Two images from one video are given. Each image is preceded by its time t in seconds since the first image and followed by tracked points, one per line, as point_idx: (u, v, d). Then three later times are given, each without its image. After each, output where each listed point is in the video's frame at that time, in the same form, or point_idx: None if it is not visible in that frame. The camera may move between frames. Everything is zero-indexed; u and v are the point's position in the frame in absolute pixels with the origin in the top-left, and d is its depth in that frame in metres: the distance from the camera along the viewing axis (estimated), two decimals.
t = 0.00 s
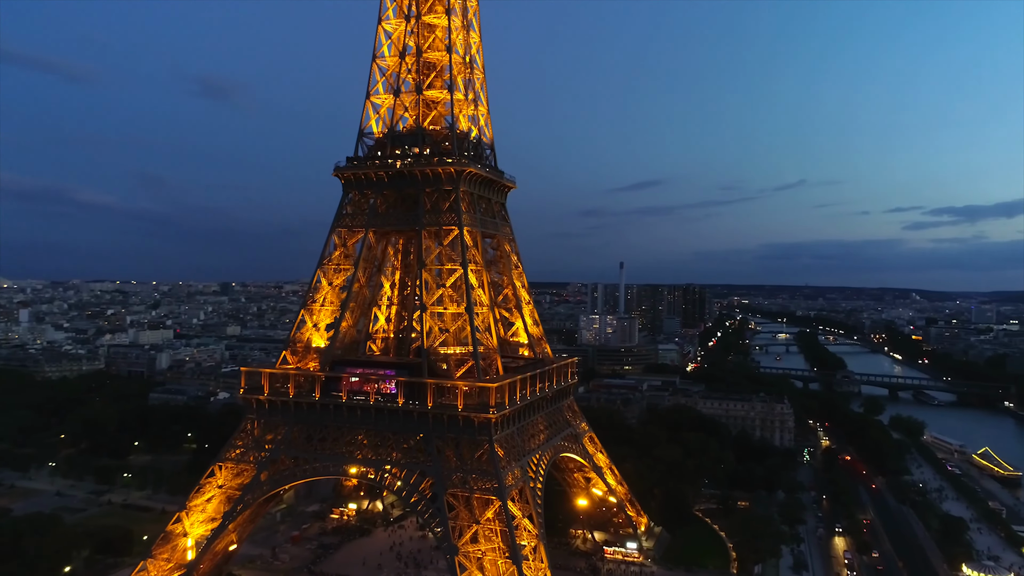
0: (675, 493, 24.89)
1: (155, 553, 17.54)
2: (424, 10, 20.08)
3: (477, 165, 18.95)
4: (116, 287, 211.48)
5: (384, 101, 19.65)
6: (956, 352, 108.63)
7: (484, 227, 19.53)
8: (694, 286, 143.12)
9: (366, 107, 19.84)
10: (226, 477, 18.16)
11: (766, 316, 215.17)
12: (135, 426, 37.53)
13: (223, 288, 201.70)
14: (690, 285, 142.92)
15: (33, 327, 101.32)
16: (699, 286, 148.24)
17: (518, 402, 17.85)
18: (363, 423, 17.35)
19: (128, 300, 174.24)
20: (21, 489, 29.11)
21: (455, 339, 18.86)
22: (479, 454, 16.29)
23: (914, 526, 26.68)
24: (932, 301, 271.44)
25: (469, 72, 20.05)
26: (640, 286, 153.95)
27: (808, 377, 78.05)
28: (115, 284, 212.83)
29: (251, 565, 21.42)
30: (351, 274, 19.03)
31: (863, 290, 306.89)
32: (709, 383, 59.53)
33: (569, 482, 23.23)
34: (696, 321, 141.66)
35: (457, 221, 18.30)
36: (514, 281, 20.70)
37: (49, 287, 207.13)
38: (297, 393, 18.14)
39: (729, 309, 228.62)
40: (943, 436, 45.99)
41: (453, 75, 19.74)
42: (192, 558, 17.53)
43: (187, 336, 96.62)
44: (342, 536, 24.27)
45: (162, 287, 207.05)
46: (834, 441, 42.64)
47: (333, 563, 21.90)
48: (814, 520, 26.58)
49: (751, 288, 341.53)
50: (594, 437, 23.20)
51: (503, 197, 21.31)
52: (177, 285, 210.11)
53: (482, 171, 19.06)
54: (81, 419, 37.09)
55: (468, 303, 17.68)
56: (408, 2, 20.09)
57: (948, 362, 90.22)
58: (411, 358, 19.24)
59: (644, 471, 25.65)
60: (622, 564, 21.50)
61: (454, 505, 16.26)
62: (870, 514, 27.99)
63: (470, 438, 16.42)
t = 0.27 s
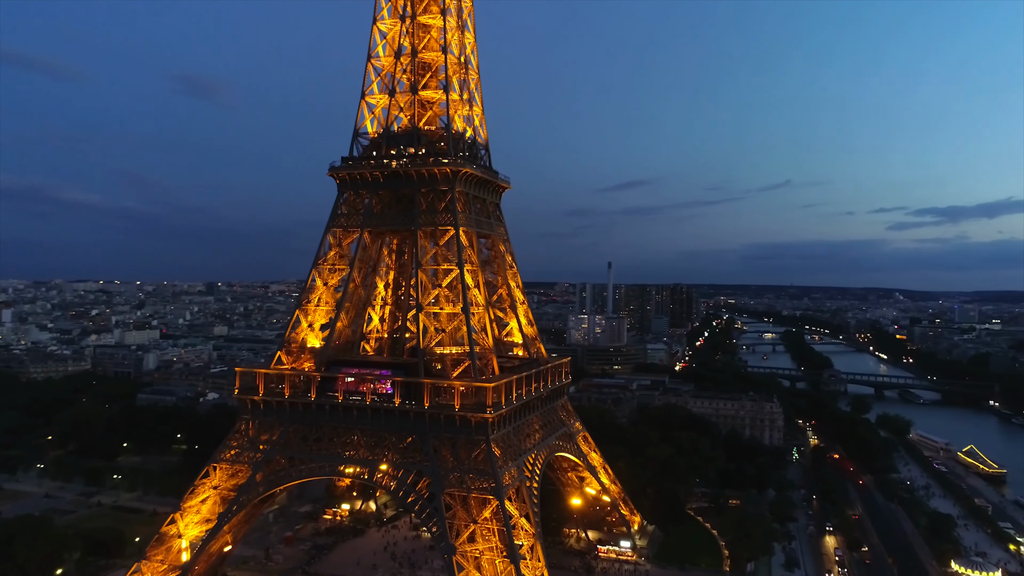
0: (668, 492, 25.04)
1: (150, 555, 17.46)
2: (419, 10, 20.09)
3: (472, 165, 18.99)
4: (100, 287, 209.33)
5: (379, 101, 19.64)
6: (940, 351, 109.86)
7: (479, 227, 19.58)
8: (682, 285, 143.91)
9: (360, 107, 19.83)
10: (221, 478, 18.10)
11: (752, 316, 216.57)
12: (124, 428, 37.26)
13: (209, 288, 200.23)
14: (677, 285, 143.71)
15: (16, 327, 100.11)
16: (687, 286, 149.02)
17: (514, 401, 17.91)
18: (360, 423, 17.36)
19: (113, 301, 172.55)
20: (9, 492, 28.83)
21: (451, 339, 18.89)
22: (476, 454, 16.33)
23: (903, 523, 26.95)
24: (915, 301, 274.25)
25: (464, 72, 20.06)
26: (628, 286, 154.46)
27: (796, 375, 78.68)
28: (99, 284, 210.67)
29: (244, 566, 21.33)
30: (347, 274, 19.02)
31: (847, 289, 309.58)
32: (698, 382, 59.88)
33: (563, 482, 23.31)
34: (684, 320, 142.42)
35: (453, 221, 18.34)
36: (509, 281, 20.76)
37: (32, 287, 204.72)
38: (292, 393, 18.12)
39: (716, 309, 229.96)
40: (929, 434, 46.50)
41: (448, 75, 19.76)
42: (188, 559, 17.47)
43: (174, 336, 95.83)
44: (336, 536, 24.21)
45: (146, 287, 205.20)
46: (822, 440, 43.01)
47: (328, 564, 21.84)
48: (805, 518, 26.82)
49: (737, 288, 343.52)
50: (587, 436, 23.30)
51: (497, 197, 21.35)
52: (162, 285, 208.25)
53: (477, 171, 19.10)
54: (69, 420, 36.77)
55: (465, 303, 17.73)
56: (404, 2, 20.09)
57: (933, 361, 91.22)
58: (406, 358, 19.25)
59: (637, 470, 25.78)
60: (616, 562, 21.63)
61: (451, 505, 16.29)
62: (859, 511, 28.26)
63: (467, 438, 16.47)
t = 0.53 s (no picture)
0: (661, 490, 25.19)
1: (143, 556, 17.34)
2: (414, 10, 20.11)
3: (467, 165, 19.02)
4: (82, 287, 206.89)
5: (373, 100, 19.62)
6: (924, 350, 111.04)
7: (474, 227, 19.61)
8: (669, 285, 144.55)
9: (355, 107, 19.80)
10: (215, 479, 18.01)
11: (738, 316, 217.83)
12: (112, 429, 36.95)
13: (194, 287, 198.49)
14: (665, 285, 144.33)
15: None
16: (674, 286, 149.67)
17: (510, 401, 17.97)
18: (355, 423, 17.36)
19: (96, 300, 170.64)
20: None
21: (447, 339, 18.93)
22: (473, 453, 16.38)
23: (890, 521, 27.27)
24: (898, 301, 276.98)
25: (458, 73, 20.08)
26: (616, 285, 154.79)
27: (783, 374, 79.30)
28: (82, 284, 208.22)
29: (237, 567, 21.24)
30: (341, 274, 18.98)
31: (832, 289, 312.26)
32: (686, 382, 60.19)
33: (557, 481, 23.38)
34: (671, 320, 143.03)
35: (448, 221, 18.36)
36: (503, 281, 20.80)
37: (13, 287, 201.96)
38: (287, 393, 18.07)
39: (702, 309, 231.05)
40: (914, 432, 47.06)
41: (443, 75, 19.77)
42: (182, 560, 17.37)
43: (159, 337, 94.86)
44: (328, 536, 24.16)
45: (130, 287, 203.01)
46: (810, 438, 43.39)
47: (321, 564, 21.79)
48: (795, 515, 27.07)
49: (723, 288, 345.40)
50: (581, 436, 23.40)
51: (491, 198, 21.39)
52: (146, 284, 206.08)
53: (472, 171, 19.13)
54: (55, 422, 36.42)
55: (460, 303, 17.75)
56: (398, 2, 20.10)
57: (917, 360, 92.20)
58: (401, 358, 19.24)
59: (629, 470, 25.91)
60: (609, 561, 21.76)
61: (447, 504, 16.32)
62: (847, 509, 28.56)
63: (463, 438, 16.52)
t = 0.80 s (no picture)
0: (653, 489, 25.35)
1: (137, 557, 17.25)
2: (409, 10, 20.11)
3: (462, 166, 19.05)
4: (65, 286, 204.47)
5: (367, 100, 19.60)
6: (908, 349, 112.20)
7: (468, 227, 19.64)
8: (656, 285, 145.17)
9: (349, 107, 19.78)
10: (209, 480, 17.93)
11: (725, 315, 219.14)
12: (100, 430, 36.66)
13: (179, 287, 196.81)
14: (652, 285, 144.95)
15: None
16: (661, 286, 150.33)
17: (505, 401, 18.03)
18: (351, 422, 17.35)
19: (80, 300, 168.79)
20: None
21: (442, 339, 18.95)
22: (470, 452, 16.42)
23: (878, 518, 27.59)
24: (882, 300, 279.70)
25: (453, 73, 20.09)
26: (603, 285, 155.18)
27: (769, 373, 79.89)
28: (64, 283, 205.83)
29: (230, 568, 21.16)
30: (336, 274, 18.96)
31: (816, 289, 314.86)
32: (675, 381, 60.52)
33: (550, 480, 23.46)
34: (658, 320, 143.64)
35: (443, 221, 18.39)
36: (498, 281, 20.85)
37: None
38: (282, 394, 18.03)
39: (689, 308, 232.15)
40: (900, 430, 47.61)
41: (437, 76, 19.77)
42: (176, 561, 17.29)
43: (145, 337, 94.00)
44: (321, 537, 24.10)
45: (113, 287, 200.86)
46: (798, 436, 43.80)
47: (314, 564, 21.74)
48: (785, 513, 27.33)
49: (709, 287, 347.25)
50: (574, 435, 23.49)
51: (485, 198, 21.43)
52: (130, 284, 204.02)
53: (467, 171, 19.15)
54: (42, 423, 36.06)
55: (456, 303, 17.78)
56: (393, 2, 20.09)
57: (901, 359, 93.20)
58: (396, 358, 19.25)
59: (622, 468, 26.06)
60: (602, 559, 21.87)
61: (444, 504, 16.35)
62: (836, 506, 28.87)
63: (459, 438, 16.55)
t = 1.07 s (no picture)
0: (647, 487, 25.50)
1: (131, 558, 17.17)
2: (405, 10, 20.12)
3: (458, 165, 19.07)
4: (47, 286, 202.03)
5: (362, 100, 19.59)
6: (892, 348, 113.37)
7: (464, 227, 19.68)
8: (645, 285, 145.83)
9: (344, 106, 19.75)
10: (204, 480, 17.86)
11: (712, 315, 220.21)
12: (89, 431, 36.33)
13: (164, 287, 195.08)
14: (641, 284, 145.58)
15: None
16: (649, 286, 150.98)
17: (501, 401, 18.08)
18: (347, 422, 17.35)
19: (63, 300, 166.87)
20: None
21: (438, 339, 18.97)
22: (467, 452, 16.47)
23: (868, 515, 27.91)
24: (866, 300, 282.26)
25: (449, 73, 20.10)
26: (592, 284, 155.50)
27: (757, 373, 80.50)
28: (47, 283, 203.41)
29: (224, 569, 21.07)
30: (332, 274, 18.94)
31: (802, 288, 317.20)
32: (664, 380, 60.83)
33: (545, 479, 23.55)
34: (646, 319, 144.24)
35: (439, 221, 18.41)
36: (493, 281, 20.89)
37: None
38: (278, 394, 17.97)
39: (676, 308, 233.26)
40: (887, 429, 48.12)
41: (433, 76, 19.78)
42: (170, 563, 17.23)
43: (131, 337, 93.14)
44: (315, 537, 24.04)
45: (97, 286, 198.66)
46: (787, 435, 44.18)
47: (309, 564, 21.67)
48: (776, 511, 27.59)
49: (696, 288, 348.97)
50: (568, 434, 23.57)
51: (480, 198, 21.47)
52: (114, 284, 201.85)
53: (463, 171, 19.18)
54: (29, 424, 35.69)
55: (452, 303, 17.83)
56: (388, 2, 20.09)
57: (886, 358, 94.20)
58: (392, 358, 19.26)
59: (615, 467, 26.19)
60: (596, 557, 21.97)
61: (441, 503, 16.39)
62: (826, 504, 29.15)
63: (456, 437, 16.60)
